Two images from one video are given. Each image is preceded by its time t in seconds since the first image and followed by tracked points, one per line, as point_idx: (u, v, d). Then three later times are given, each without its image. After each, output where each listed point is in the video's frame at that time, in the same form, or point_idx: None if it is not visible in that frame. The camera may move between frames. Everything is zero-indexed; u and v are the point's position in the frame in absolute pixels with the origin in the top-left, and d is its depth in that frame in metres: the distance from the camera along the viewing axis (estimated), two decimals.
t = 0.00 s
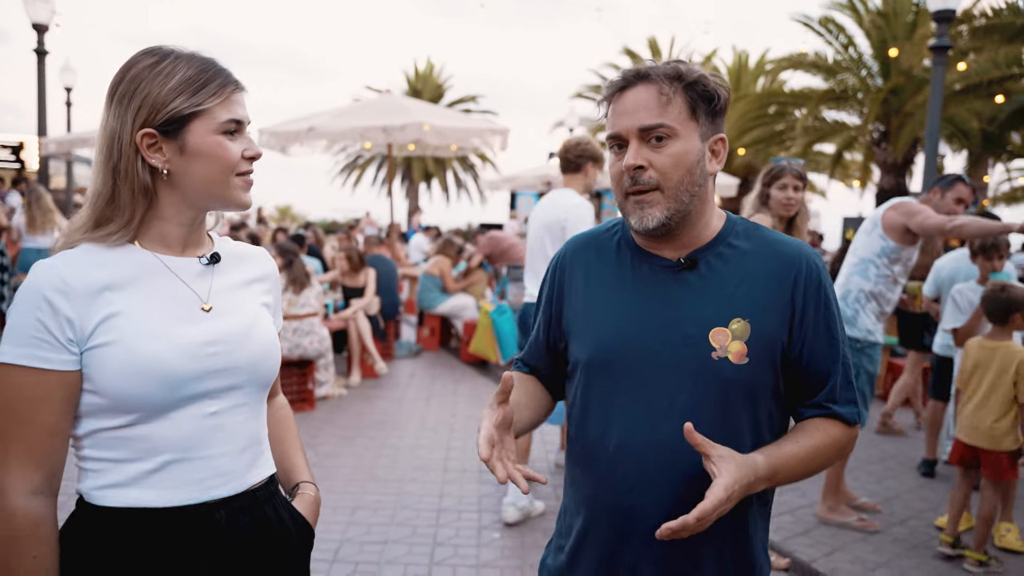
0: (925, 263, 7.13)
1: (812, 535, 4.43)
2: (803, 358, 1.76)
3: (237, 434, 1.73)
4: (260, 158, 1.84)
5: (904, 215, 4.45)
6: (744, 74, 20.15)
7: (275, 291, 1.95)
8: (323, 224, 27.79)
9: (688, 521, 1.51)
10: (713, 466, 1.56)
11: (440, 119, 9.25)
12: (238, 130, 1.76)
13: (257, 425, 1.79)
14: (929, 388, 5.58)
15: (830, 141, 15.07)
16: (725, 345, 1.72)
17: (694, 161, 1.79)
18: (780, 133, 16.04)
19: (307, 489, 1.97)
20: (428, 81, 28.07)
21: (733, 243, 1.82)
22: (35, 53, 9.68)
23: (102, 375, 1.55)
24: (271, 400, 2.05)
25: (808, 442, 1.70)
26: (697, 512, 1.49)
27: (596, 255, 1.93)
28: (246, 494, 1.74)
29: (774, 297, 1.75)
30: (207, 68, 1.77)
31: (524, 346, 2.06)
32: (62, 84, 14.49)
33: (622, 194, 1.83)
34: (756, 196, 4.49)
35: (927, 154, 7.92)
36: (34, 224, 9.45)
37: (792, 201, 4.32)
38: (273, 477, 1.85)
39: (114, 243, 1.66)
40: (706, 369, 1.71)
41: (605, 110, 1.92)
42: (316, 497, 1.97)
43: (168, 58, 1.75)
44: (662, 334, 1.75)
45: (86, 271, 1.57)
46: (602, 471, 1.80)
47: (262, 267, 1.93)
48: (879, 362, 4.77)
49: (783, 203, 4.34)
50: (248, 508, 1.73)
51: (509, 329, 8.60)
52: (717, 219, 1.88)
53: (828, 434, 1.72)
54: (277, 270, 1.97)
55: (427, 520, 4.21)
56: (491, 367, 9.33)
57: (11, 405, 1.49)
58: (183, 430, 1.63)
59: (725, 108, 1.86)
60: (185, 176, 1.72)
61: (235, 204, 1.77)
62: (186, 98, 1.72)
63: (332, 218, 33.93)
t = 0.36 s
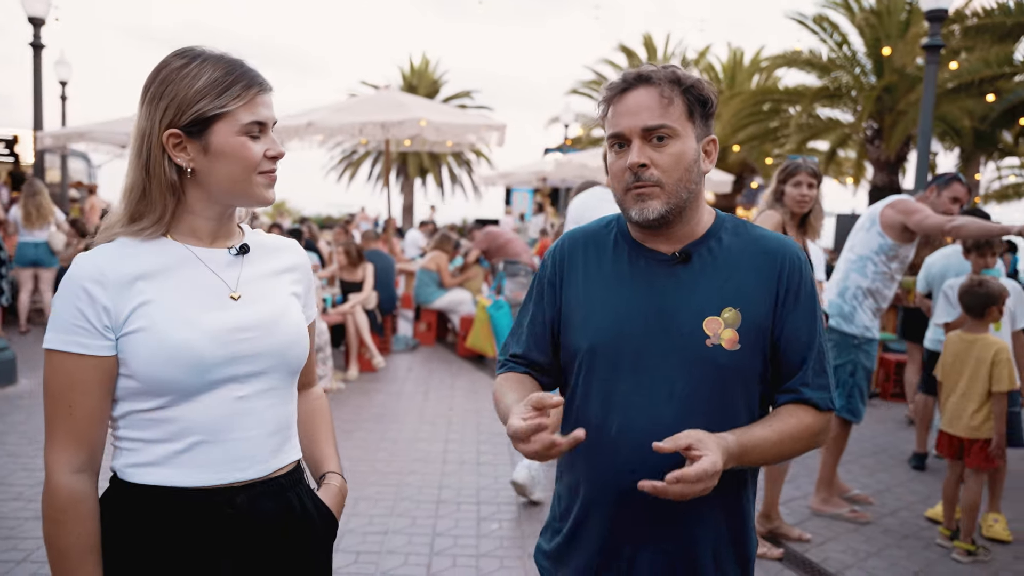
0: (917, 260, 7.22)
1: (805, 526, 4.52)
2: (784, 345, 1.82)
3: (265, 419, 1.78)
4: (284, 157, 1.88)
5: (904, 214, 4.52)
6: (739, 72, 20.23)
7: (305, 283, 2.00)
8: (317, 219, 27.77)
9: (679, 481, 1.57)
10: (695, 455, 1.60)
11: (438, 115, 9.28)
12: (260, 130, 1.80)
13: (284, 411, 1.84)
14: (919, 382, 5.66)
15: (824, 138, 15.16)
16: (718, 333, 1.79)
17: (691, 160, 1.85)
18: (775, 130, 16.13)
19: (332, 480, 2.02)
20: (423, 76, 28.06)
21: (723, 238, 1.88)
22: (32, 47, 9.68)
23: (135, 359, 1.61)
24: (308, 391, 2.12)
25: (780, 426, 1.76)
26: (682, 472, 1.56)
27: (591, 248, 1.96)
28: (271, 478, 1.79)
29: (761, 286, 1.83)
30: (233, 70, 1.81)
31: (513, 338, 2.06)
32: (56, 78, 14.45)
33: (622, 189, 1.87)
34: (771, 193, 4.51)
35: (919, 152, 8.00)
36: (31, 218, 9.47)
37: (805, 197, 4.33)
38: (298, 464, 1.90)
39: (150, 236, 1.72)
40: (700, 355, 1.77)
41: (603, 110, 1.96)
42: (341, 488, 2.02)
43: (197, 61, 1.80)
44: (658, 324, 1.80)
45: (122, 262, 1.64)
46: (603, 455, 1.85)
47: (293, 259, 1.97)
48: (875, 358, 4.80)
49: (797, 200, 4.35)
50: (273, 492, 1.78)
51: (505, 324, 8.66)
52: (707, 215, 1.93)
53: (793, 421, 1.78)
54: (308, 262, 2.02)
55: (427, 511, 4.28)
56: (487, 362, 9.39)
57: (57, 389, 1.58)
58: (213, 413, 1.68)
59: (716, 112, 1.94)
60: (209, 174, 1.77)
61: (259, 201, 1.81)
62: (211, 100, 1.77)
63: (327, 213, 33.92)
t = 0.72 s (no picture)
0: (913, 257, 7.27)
1: (802, 520, 4.56)
2: (771, 326, 1.84)
3: (280, 410, 1.81)
4: (302, 155, 1.90)
5: (901, 211, 4.56)
6: (735, 70, 20.26)
7: (318, 281, 2.03)
8: (314, 216, 27.77)
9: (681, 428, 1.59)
10: (696, 406, 1.62)
11: (436, 113, 9.29)
12: (278, 127, 1.81)
13: (296, 403, 1.87)
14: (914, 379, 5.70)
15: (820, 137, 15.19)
16: (714, 317, 1.82)
17: (688, 162, 1.88)
18: (771, 128, 16.16)
19: (335, 468, 2.03)
20: (419, 75, 28.03)
21: (715, 229, 1.92)
22: (29, 45, 9.67)
23: (162, 348, 1.63)
24: (312, 381, 2.15)
25: (772, 399, 1.75)
26: (684, 420, 1.58)
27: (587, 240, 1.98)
28: (280, 466, 1.82)
29: (752, 271, 1.86)
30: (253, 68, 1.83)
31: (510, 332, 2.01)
32: (52, 76, 14.42)
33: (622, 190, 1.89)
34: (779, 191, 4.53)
35: (915, 151, 8.05)
36: (29, 217, 9.48)
37: (814, 194, 4.35)
38: (303, 455, 1.93)
39: (179, 228, 1.75)
40: (697, 339, 1.81)
41: (599, 111, 1.96)
42: (343, 477, 2.03)
43: (220, 59, 1.82)
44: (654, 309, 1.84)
45: (152, 253, 1.66)
46: (606, 443, 1.86)
47: (308, 256, 2.00)
48: (873, 355, 4.82)
49: (806, 197, 4.37)
50: (283, 480, 1.82)
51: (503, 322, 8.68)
52: (698, 208, 1.97)
53: (786, 398, 1.76)
54: (321, 259, 2.05)
55: (427, 506, 4.30)
56: (485, 359, 9.41)
57: (84, 371, 1.60)
58: (232, 403, 1.71)
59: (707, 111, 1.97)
60: (229, 170, 1.79)
61: (276, 196, 1.83)
62: (231, 97, 1.79)
63: (323, 212, 33.90)
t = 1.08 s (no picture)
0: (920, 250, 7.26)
1: (808, 513, 4.58)
2: (784, 325, 1.88)
3: (282, 403, 1.83)
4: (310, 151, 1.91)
5: (910, 204, 4.54)
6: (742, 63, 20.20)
7: (316, 275, 2.04)
8: (320, 209, 27.83)
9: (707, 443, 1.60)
10: (711, 416, 1.64)
11: (443, 106, 9.30)
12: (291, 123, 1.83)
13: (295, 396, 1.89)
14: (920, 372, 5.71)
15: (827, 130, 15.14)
16: (727, 316, 1.84)
17: (698, 160, 1.90)
18: (778, 122, 16.11)
19: (329, 455, 2.07)
20: (424, 67, 28.01)
21: (724, 225, 1.93)
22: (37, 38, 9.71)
23: (173, 343, 1.64)
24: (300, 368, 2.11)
25: (784, 398, 1.79)
26: (706, 432, 1.59)
27: (597, 237, 1.98)
28: (282, 455, 1.85)
29: (765, 271, 1.88)
30: (267, 65, 1.84)
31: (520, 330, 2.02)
32: (60, 69, 14.48)
33: (632, 185, 1.90)
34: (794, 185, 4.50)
35: (923, 144, 8.03)
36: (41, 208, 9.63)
37: (835, 189, 4.39)
38: (301, 444, 1.96)
39: (184, 221, 1.75)
40: (711, 339, 1.83)
41: (609, 106, 1.97)
42: (336, 463, 2.06)
43: (234, 53, 1.83)
44: (668, 308, 1.85)
45: (161, 247, 1.66)
46: (618, 439, 1.88)
47: (308, 253, 2.02)
48: (879, 349, 4.88)
49: (827, 191, 4.39)
50: (284, 469, 1.84)
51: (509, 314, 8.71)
52: (706, 204, 1.98)
53: (797, 391, 1.82)
54: (320, 254, 2.06)
55: (435, 497, 4.34)
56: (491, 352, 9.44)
57: (96, 364, 1.59)
58: (239, 398, 1.73)
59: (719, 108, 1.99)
60: (241, 161, 1.80)
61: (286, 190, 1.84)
62: (245, 91, 1.80)
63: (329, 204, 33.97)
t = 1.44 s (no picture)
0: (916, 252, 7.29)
1: (804, 514, 4.59)
2: (785, 332, 1.89)
3: (263, 408, 1.79)
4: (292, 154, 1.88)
5: (905, 206, 4.57)
6: (739, 65, 20.23)
7: (302, 277, 2.01)
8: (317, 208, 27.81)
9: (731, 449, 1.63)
10: (725, 442, 1.64)
11: (441, 107, 9.30)
12: (272, 126, 1.79)
13: (278, 401, 1.86)
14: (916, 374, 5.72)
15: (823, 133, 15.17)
16: (727, 319, 1.84)
17: (703, 155, 1.90)
18: (775, 123, 16.14)
19: (319, 460, 2.03)
20: (422, 68, 27.99)
21: (726, 229, 1.93)
22: (33, 36, 9.68)
23: (149, 351, 1.60)
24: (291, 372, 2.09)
25: (795, 410, 1.81)
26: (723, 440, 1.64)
27: (598, 239, 1.99)
28: (265, 460, 1.81)
29: (767, 275, 1.89)
30: (249, 66, 1.81)
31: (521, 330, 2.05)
32: (57, 67, 14.45)
33: (638, 181, 1.90)
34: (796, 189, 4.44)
35: (919, 146, 8.06)
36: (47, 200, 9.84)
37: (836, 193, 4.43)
38: (288, 449, 1.92)
39: (159, 224, 1.70)
40: (712, 341, 1.83)
41: (613, 104, 1.98)
42: (326, 469, 2.03)
43: (216, 54, 1.80)
44: (669, 310, 1.85)
45: (136, 252, 1.62)
46: (617, 442, 1.88)
47: (293, 253, 1.98)
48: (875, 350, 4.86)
49: (830, 196, 4.40)
50: (266, 475, 1.80)
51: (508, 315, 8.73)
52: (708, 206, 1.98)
53: (803, 398, 1.84)
54: (306, 256, 2.03)
55: (431, 497, 4.34)
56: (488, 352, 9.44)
57: (73, 373, 1.55)
58: (217, 405, 1.69)
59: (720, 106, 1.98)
60: (220, 165, 1.76)
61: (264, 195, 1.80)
62: (226, 93, 1.76)
63: (326, 204, 33.94)
